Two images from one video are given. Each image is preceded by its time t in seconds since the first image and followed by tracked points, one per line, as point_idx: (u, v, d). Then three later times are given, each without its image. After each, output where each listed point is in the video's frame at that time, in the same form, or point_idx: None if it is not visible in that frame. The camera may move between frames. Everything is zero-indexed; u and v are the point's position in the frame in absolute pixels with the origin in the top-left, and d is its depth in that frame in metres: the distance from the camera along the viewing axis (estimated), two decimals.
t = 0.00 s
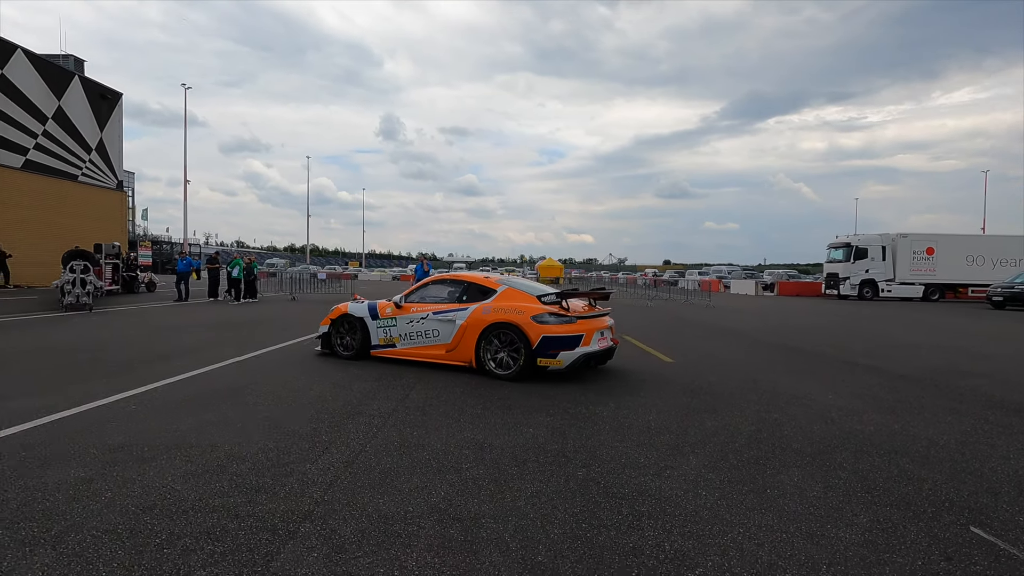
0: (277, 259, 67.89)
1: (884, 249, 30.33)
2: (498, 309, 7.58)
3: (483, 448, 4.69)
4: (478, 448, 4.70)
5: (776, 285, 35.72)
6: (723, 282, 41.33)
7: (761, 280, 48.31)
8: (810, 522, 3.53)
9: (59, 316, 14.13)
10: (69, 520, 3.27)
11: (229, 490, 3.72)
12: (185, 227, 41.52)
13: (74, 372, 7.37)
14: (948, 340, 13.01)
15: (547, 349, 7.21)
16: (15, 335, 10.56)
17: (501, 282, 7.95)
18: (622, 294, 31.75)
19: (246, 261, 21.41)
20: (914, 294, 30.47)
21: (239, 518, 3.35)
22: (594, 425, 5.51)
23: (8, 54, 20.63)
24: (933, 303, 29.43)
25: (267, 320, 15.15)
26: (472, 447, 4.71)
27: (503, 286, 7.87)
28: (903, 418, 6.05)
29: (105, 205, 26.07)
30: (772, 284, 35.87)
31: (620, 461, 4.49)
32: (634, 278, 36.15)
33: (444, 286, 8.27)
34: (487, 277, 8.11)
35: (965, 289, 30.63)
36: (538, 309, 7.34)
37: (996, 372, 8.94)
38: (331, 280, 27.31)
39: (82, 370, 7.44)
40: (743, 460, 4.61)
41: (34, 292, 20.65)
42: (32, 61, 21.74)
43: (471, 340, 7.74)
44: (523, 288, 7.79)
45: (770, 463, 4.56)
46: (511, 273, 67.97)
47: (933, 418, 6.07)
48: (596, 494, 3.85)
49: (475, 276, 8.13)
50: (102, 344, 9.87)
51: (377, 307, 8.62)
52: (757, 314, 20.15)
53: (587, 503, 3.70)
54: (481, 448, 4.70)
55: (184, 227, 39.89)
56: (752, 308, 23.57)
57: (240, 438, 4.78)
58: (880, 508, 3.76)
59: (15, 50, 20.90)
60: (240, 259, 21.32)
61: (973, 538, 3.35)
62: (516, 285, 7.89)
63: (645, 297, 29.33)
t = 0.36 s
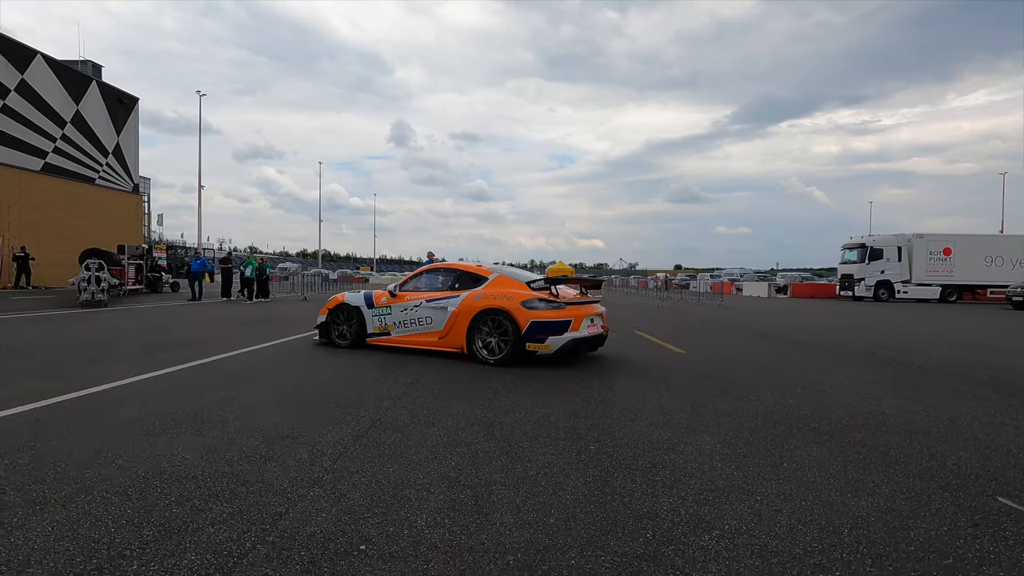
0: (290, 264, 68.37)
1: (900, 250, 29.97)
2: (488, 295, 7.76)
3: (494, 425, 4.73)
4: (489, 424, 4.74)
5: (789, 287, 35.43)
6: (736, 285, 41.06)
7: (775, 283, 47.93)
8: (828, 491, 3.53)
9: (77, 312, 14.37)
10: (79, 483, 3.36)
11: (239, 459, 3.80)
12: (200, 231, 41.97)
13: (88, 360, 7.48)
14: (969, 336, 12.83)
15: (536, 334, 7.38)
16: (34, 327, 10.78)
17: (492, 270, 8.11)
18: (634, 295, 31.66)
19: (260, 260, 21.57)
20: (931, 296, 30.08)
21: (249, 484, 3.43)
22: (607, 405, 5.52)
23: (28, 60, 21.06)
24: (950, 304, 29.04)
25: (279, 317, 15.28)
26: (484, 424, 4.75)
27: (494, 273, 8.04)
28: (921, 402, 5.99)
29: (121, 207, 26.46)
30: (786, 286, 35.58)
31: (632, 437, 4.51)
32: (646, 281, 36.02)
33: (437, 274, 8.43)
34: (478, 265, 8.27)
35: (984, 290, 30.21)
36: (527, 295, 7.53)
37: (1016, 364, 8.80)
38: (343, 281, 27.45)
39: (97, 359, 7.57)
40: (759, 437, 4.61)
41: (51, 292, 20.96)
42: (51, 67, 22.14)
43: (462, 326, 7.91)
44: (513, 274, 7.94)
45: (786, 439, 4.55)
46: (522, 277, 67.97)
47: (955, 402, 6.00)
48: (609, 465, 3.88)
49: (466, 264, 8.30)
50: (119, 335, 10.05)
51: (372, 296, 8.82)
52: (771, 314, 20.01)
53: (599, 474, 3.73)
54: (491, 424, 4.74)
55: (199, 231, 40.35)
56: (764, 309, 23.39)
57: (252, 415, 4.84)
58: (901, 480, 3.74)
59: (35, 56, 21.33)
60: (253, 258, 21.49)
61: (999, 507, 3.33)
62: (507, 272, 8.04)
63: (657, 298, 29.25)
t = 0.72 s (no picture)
0: (304, 269, 68.90)
1: (917, 252, 29.59)
2: (474, 287, 8.11)
3: (506, 409, 4.74)
4: (500, 408, 4.74)
5: (804, 290, 35.12)
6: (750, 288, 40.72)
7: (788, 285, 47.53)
8: (843, 467, 3.50)
9: (96, 310, 14.58)
10: (98, 455, 3.41)
11: (254, 436, 3.84)
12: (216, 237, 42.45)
13: (106, 351, 7.59)
14: (987, 333, 12.65)
15: (518, 324, 7.75)
16: (55, 324, 10.97)
17: (479, 263, 8.45)
18: (646, 298, 31.55)
19: (273, 262, 21.77)
20: (949, 297, 29.65)
21: (264, 457, 3.46)
22: (617, 392, 5.51)
23: (49, 67, 21.49)
24: (969, 306, 28.62)
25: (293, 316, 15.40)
26: (495, 408, 4.76)
27: (481, 266, 8.39)
28: (939, 391, 5.91)
29: (139, 210, 26.90)
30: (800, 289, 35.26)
31: (644, 419, 4.49)
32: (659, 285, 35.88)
33: (427, 267, 8.73)
34: (466, 259, 8.60)
35: (1004, 292, 29.75)
36: (510, 286, 7.89)
37: None
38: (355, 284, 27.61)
39: (115, 350, 7.68)
40: (773, 420, 4.57)
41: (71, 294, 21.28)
42: (72, 74, 22.58)
43: (449, 317, 8.23)
44: (498, 267, 8.29)
45: (800, 423, 4.51)
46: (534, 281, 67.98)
47: (973, 392, 5.92)
48: (621, 443, 3.87)
49: (454, 258, 8.63)
50: (137, 331, 10.22)
51: (364, 290, 9.11)
52: (785, 314, 19.84)
53: (611, 450, 3.72)
54: (503, 408, 4.75)
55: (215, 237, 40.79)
56: (778, 310, 23.19)
57: (266, 399, 4.89)
58: (918, 458, 3.70)
59: (56, 63, 21.76)
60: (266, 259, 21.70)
61: (1019, 483, 3.28)
62: (493, 265, 8.39)
63: (669, 300, 29.13)
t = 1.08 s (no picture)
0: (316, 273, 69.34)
1: (933, 255, 29.24)
2: (457, 290, 8.19)
3: (515, 410, 4.73)
4: (509, 410, 4.74)
5: (818, 294, 34.84)
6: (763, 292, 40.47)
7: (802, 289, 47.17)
8: (855, 469, 3.46)
9: (113, 314, 14.74)
10: (117, 454, 3.45)
11: (268, 436, 3.86)
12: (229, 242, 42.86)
13: (123, 354, 7.67)
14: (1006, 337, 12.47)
15: (498, 325, 7.82)
16: (73, 327, 11.10)
17: (463, 267, 8.51)
18: (657, 302, 31.43)
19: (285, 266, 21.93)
20: (966, 301, 29.28)
21: (278, 456, 3.48)
22: (627, 395, 5.49)
23: (69, 77, 21.84)
24: (987, 310, 28.25)
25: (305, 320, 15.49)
26: (505, 409, 4.76)
27: (465, 269, 8.46)
28: (956, 395, 5.83)
29: (155, 216, 27.21)
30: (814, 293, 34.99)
31: (654, 421, 4.47)
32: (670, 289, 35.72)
33: (415, 271, 8.81)
34: (451, 262, 8.68)
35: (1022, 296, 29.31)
36: (491, 288, 7.97)
37: None
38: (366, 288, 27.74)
39: (131, 353, 7.75)
40: (784, 423, 4.53)
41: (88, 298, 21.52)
42: (91, 83, 22.93)
43: (434, 319, 8.31)
44: (482, 271, 8.37)
45: (811, 425, 4.46)
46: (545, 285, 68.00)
47: (991, 395, 5.84)
48: (631, 444, 3.86)
49: (440, 262, 8.71)
50: (151, 334, 10.32)
51: (355, 293, 9.21)
52: (799, 319, 19.68)
53: (621, 451, 3.71)
54: (512, 409, 4.75)
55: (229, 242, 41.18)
56: (792, 314, 23.02)
57: (280, 400, 4.92)
58: (931, 460, 3.65)
59: (76, 72, 22.11)
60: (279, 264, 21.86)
61: None
62: (477, 269, 8.48)
63: (681, 304, 28.99)
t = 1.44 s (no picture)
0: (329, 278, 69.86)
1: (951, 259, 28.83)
2: (442, 294, 8.27)
3: (528, 414, 4.72)
4: (523, 413, 4.73)
5: (833, 298, 34.50)
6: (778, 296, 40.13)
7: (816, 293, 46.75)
8: (873, 474, 3.42)
9: (131, 318, 14.93)
10: (139, 454, 3.49)
11: (286, 438, 3.89)
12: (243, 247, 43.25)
13: (143, 357, 7.77)
14: None
15: (479, 327, 7.89)
16: (93, 331, 11.28)
17: (450, 271, 8.56)
18: (670, 306, 31.28)
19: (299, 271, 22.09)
20: (985, 305, 28.86)
21: (295, 458, 3.50)
22: (640, 399, 5.46)
23: (89, 86, 22.19)
24: (1007, 314, 27.82)
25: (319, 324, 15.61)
26: (519, 413, 4.75)
27: (450, 273, 8.51)
28: (975, 400, 5.75)
29: (171, 222, 27.55)
30: (829, 297, 34.66)
31: (668, 425, 4.45)
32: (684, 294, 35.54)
33: (405, 275, 8.89)
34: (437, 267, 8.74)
35: None
36: (473, 291, 8.02)
37: None
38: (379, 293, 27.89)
39: (150, 356, 7.84)
40: (799, 427, 4.49)
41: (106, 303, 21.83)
42: (111, 91, 23.29)
43: (420, 322, 8.40)
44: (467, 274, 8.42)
45: (827, 430, 4.42)
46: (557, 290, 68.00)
47: (1012, 400, 5.74)
48: (646, 448, 3.84)
49: (428, 266, 8.77)
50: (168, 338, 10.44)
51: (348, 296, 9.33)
52: (815, 323, 19.50)
53: (636, 455, 3.70)
54: (525, 413, 4.74)
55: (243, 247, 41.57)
56: (807, 318, 22.82)
57: (298, 403, 4.95)
58: (950, 466, 3.60)
59: (96, 81, 22.47)
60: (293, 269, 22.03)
61: None
62: (463, 272, 8.50)
63: (694, 308, 28.85)
